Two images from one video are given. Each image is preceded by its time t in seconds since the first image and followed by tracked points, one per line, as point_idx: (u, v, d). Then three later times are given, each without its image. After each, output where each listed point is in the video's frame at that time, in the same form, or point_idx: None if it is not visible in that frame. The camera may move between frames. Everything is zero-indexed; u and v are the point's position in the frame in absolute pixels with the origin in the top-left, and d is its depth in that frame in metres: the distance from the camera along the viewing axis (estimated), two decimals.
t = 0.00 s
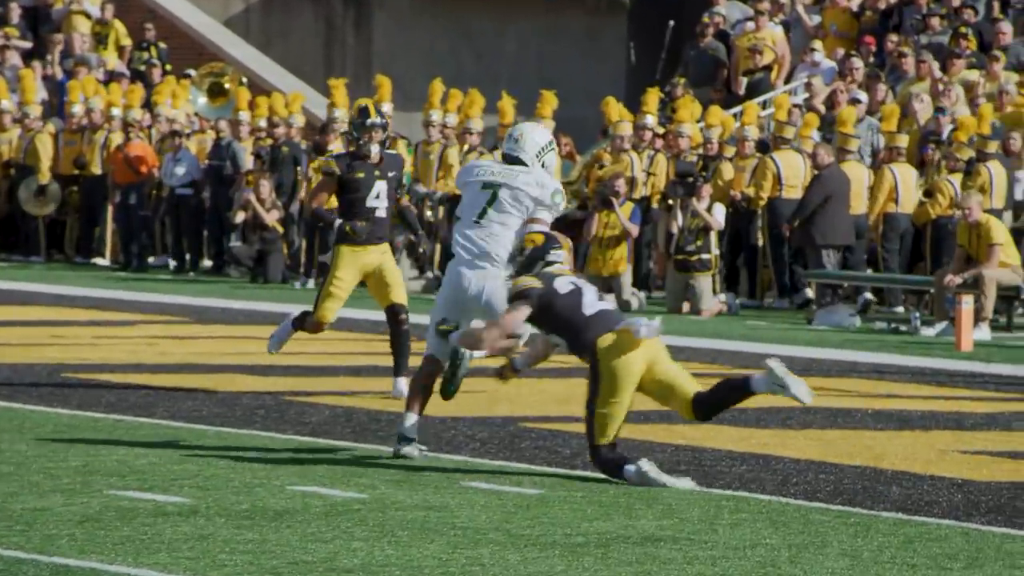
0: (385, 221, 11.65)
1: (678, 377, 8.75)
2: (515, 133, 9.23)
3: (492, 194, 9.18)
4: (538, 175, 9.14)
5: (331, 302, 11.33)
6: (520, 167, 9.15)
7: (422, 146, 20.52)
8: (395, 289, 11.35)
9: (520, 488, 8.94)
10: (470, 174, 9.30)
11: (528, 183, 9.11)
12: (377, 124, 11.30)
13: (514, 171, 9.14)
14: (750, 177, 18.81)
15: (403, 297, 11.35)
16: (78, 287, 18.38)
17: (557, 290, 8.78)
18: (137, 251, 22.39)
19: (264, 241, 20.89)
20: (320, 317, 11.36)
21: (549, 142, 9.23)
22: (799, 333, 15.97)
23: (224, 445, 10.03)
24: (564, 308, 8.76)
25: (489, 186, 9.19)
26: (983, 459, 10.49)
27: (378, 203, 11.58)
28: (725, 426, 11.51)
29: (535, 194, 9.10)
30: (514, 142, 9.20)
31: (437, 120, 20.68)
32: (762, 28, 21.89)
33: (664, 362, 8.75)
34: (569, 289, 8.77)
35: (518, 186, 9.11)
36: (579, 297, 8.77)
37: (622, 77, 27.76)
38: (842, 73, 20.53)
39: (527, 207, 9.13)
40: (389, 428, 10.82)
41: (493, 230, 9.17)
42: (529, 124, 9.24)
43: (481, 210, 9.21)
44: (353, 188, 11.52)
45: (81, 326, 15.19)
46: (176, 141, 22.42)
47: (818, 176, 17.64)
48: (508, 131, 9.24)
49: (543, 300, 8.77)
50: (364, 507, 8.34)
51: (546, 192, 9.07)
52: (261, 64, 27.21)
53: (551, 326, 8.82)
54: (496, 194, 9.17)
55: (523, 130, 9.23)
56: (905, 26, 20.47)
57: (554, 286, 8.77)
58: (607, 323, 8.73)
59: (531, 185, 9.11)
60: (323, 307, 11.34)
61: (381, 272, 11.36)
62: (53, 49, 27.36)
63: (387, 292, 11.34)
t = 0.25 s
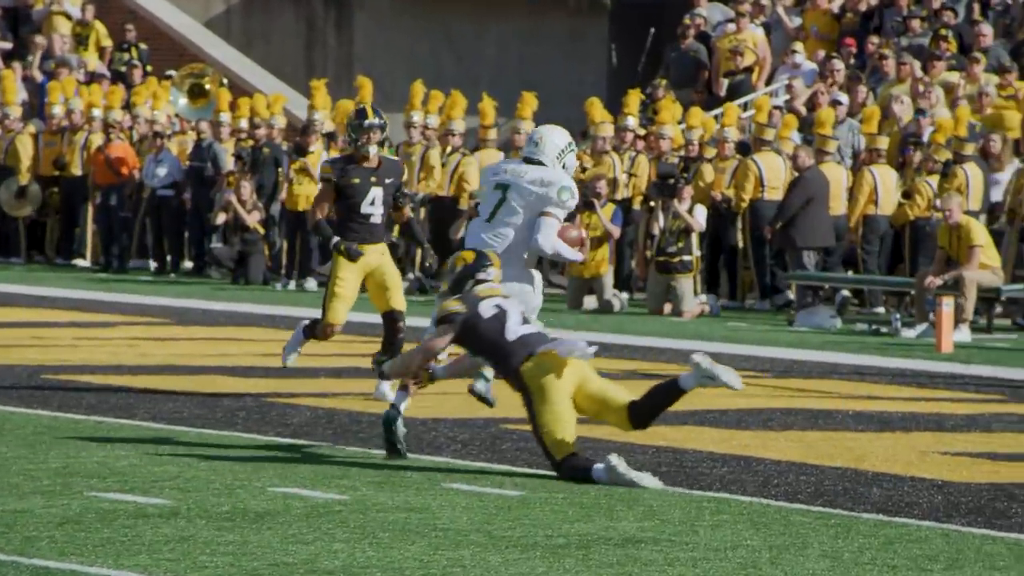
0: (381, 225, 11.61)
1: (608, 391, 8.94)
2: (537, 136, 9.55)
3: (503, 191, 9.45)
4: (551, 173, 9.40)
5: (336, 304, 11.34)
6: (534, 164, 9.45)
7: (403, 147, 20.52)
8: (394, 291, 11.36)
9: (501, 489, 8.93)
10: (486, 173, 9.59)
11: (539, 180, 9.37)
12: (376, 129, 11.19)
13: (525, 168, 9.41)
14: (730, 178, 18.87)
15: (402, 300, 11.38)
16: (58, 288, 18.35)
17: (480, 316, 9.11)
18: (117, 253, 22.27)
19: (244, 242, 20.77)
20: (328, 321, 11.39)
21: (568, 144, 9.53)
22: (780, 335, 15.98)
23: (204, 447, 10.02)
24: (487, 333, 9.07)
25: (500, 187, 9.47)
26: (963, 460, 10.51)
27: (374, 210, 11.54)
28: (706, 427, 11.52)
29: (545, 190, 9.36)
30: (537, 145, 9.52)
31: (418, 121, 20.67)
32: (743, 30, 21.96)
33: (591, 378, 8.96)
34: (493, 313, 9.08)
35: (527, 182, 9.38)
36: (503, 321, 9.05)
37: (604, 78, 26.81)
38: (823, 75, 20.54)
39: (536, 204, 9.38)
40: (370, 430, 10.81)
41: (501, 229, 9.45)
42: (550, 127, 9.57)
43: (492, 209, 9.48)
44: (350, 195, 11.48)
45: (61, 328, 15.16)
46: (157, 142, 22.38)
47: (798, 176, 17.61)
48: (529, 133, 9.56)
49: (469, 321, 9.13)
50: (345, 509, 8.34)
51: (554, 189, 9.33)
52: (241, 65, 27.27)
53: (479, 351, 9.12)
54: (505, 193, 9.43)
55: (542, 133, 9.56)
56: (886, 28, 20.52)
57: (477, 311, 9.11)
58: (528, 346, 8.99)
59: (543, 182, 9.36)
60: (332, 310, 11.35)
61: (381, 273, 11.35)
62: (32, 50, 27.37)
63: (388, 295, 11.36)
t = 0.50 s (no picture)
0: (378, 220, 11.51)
1: (539, 407, 8.76)
2: (554, 141, 10.10)
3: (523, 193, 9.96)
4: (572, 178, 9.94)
5: (342, 301, 11.15)
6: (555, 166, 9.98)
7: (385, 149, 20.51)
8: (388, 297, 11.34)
9: (482, 492, 8.91)
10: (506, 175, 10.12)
11: (561, 183, 9.90)
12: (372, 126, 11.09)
13: (547, 171, 9.94)
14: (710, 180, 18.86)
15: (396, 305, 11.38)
16: (38, 291, 18.32)
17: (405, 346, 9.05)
18: (98, 255, 22.18)
19: (225, 245, 20.75)
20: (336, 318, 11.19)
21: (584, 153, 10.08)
22: (761, 338, 16.00)
23: (185, 450, 10.01)
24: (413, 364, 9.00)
25: (520, 187, 9.99)
26: (944, 463, 10.52)
27: (368, 205, 11.41)
28: (686, 430, 11.52)
29: (565, 195, 9.87)
30: (555, 148, 10.06)
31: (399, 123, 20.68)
32: (724, 33, 22.01)
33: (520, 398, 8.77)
34: (415, 343, 9.02)
35: (549, 184, 9.91)
36: (426, 350, 8.99)
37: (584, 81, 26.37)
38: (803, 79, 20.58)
39: (555, 207, 9.88)
40: (351, 433, 10.80)
41: (517, 227, 9.90)
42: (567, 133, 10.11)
43: (511, 208, 9.97)
44: (344, 190, 11.37)
45: (41, 331, 15.14)
46: (139, 145, 22.34)
47: (781, 179, 17.70)
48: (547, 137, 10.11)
49: (394, 353, 9.08)
50: (326, 512, 8.33)
51: (574, 194, 9.84)
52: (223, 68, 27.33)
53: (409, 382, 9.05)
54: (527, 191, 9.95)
55: (560, 139, 10.11)
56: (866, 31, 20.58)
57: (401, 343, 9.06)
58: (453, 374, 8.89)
59: (563, 185, 9.89)
60: (338, 307, 11.16)
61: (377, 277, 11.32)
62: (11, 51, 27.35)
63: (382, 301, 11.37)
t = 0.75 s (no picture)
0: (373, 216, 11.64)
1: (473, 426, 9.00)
2: (563, 147, 10.11)
3: (540, 205, 9.94)
4: (586, 190, 10.00)
5: (343, 294, 10.96)
6: (570, 179, 9.99)
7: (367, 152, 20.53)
8: (381, 300, 11.34)
9: (461, 496, 8.91)
10: (518, 182, 10.04)
11: (579, 198, 9.94)
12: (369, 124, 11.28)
13: (566, 185, 9.94)
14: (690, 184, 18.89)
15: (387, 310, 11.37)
16: (17, 294, 18.28)
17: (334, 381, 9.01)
18: (76, 258, 22.05)
19: (204, 248, 20.59)
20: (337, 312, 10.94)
21: (594, 159, 10.12)
22: (741, 342, 16.02)
23: (164, 453, 9.99)
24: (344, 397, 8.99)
25: (537, 198, 9.95)
26: (922, 467, 10.55)
27: (362, 201, 11.57)
28: (666, 434, 11.53)
29: (584, 210, 9.95)
30: (565, 155, 10.08)
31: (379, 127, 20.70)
32: (704, 37, 22.05)
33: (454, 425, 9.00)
34: (342, 377, 9.00)
35: (569, 200, 9.93)
36: (351, 384, 8.98)
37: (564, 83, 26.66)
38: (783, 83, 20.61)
39: (573, 221, 9.95)
40: (332, 436, 10.80)
41: (537, 241, 9.90)
42: (576, 138, 10.14)
43: (528, 220, 9.94)
44: (339, 186, 11.51)
45: (20, 335, 15.11)
46: (119, 147, 22.31)
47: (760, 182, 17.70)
48: (555, 144, 10.11)
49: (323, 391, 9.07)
50: (306, 516, 8.32)
51: (593, 210, 9.96)
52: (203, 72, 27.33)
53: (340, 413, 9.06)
54: (546, 205, 9.93)
55: (568, 144, 10.13)
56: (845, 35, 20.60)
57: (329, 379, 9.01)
58: (382, 403, 8.90)
59: (581, 200, 9.95)
60: (339, 300, 10.96)
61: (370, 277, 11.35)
62: None
63: (374, 305, 11.36)
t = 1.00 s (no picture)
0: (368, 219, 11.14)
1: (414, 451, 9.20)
2: (564, 160, 9.65)
3: (556, 227, 9.49)
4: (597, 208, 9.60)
5: (343, 296, 10.84)
6: (582, 197, 9.57)
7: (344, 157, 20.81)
8: (376, 302, 11.03)
9: (439, 500, 8.89)
10: (528, 199, 9.54)
11: (594, 217, 9.55)
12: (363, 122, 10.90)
13: (581, 205, 9.52)
14: (670, 189, 18.90)
15: (383, 312, 11.07)
16: None
17: (273, 406, 9.18)
18: (54, 262, 22.03)
19: (184, 252, 20.65)
20: (341, 316, 10.81)
21: (597, 170, 9.67)
22: (720, 346, 16.03)
23: (142, 457, 9.98)
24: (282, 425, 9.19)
25: (553, 220, 9.49)
26: (900, 471, 10.55)
27: (357, 201, 11.09)
28: (644, 438, 11.53)
29: (596, 230, 9.59)
30: (569, 169, 9.62)
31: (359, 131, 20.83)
32: (683, 41, 22.06)
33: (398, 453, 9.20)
34: (284, 399, 9.18)
35: (584, 220, 9.52)
36: (293, 406, 9.20)
37: (545, 88, 26.96)
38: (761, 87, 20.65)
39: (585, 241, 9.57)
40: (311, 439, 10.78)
41: (554, 261, 9.46)
42: (578, 149, 9.66)
43: (543, 239, 9.48)
44: (333, 185, 11.06)
45: None
46: (97, 150, 22.26)
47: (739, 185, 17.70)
48: (557, 157, 9.65)
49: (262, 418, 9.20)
50: (284, 520, 8.31)
51: (605, 229, 9.62)
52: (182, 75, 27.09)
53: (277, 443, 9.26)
54: (563, 225, 9.49)
55: (570, 156, 9.66)
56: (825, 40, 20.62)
57: (269, 403, 9.18)
58: (320, 428, 9.20)
59: (595, 219, 9.57)
60: (341, 302, 10.83)
61: (366, 278, 11.00)
62: None
63: (370, 308, 11.03)
